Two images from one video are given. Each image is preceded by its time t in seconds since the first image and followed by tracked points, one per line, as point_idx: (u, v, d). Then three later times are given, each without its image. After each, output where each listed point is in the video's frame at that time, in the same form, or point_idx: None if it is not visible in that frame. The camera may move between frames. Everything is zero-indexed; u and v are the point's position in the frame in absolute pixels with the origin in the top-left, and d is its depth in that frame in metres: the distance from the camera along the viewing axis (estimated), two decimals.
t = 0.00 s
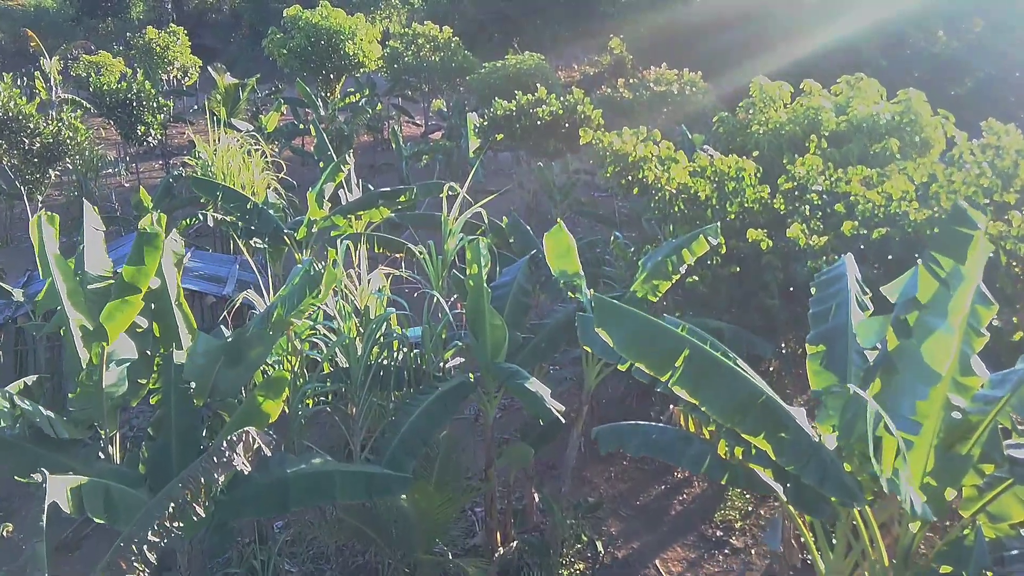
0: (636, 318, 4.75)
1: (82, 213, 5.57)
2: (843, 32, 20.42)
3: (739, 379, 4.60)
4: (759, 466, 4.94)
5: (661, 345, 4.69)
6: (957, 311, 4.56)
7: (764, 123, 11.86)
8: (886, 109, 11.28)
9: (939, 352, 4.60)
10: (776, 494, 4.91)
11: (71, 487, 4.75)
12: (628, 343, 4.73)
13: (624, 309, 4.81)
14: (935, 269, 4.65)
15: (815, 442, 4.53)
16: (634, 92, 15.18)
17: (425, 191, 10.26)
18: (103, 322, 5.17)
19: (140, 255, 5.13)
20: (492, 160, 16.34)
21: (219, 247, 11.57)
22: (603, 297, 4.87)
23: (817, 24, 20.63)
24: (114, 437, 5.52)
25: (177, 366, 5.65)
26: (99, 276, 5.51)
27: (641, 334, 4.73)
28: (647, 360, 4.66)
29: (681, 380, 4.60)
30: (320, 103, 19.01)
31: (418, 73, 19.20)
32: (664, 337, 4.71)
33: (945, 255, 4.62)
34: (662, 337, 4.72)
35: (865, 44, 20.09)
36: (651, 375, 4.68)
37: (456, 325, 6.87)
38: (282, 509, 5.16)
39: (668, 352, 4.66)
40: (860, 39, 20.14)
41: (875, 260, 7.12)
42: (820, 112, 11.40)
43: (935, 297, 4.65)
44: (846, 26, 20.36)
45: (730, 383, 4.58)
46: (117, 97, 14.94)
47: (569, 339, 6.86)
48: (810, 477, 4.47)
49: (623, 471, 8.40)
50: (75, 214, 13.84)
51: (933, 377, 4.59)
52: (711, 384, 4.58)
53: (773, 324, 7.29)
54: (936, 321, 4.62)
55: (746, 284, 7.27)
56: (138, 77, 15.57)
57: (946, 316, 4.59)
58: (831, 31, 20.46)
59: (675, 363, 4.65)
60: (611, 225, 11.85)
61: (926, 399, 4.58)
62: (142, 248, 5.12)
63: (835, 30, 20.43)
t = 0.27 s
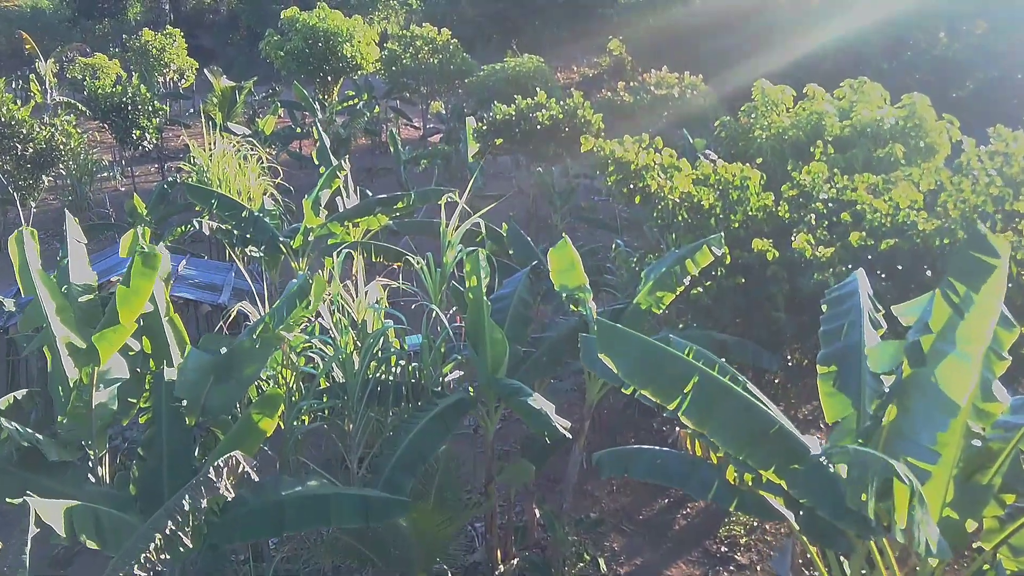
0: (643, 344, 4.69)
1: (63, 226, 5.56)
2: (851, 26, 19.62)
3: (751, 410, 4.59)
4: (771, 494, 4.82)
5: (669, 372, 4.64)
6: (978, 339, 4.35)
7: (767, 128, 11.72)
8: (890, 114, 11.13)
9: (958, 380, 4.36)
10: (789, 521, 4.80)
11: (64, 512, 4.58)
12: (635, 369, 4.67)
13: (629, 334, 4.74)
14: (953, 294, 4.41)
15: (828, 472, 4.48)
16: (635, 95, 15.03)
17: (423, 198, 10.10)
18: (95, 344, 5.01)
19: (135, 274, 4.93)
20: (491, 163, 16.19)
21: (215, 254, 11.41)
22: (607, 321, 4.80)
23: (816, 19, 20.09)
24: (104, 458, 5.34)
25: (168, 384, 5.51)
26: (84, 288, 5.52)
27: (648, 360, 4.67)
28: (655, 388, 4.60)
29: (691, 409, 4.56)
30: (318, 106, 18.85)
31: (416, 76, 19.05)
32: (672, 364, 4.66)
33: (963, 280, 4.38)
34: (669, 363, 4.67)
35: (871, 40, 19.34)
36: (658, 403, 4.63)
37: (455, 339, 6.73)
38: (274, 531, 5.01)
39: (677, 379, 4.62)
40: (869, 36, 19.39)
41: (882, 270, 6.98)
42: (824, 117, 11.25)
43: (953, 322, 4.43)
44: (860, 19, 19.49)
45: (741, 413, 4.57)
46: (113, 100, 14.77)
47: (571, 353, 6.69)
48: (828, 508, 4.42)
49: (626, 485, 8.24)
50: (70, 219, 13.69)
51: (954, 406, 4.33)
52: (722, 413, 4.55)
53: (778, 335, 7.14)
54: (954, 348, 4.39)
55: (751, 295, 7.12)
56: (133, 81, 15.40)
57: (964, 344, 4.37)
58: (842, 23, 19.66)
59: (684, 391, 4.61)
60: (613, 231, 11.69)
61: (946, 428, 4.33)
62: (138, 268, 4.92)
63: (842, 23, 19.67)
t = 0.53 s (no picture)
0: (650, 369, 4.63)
1: (46, 236, 5.44)
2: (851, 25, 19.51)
3: (763, 438, 4.51)
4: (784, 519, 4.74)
5: (678, 398, 4.58)
6: (1003, 372, 4.07)
7: (770, 132, 11.60)
8: (895, 118, 10.98)
9: (981, 412, 4.10)
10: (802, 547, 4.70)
11: (66, 535, 4.36)
12: (643, 395, 4.61)
13: (635, 359, 4.68)
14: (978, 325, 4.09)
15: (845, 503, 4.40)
16: (637, 98, 14.88)
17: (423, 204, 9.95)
18: (81, 355, 4.93)
19: (122, 290, 4.99)
20: (491, 166, 16.05)
21: (212, 260, 11.26)
22: (611, 345, 4.74)
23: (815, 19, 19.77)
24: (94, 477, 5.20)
25: (159, 399, 5.34)
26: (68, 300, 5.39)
27: (656, 386, 4.61)
28: (664, 415, 4.55)
29: (701, 436, 4.50)
30: (317, 108, 18.71)
31: (415, 78, 18.89)
32: (681, 390, 4.60)
33: (989, 311, 4.06)
34: (678, 389, 4.61)
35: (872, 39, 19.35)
36: (668, 430, 4.57)
37: (454, 350, 6.57)
38: (270, 553, 4.87)
39: (686, 406, 4.56)
40: (866, 35, 19.41)
41: (891, 280, 6.83)
42: (829, 121, 11.11)
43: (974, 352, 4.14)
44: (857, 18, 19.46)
45: (753, 440, 4.50)
46: (109, 103, 14.63)
47: (573, 365, 6.54)
48: (841, 539, 4.32)
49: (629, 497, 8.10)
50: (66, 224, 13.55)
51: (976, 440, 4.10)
52: (733, 441, 4.49)
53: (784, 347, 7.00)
54: (976, 380, 4.11)
55: (757, 305, 6.98)
56: (130, 84, 15.26)
57: (987, 376, 4.09)
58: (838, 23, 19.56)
59: (694, 417, 4.55)
60: (615, 236, 11.54)
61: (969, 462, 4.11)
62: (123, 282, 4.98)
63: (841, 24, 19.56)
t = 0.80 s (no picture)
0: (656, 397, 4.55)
1: (28, 246, 5.27)
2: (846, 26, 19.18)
3: (776, 465, 4.37)
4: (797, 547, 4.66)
5: (686, 427, 4.48)
6: None
7: (774, 135, 11.43)
8: (901, 121, 10.82)
9: (1011, 446, 3.79)
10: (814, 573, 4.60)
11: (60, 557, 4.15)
12: (649, 423, 4.52)
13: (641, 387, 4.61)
14: (1012, 355, 3.75)
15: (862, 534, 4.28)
16: (638, 100, 14.71)
17: (422, 210, 9.80)
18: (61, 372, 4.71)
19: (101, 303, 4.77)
20: (491, 169, 15.88)
21: (208, 265, 11.09)
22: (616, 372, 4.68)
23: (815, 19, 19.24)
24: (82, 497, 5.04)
25: (147, 416, 5.20)
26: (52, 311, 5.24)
27: (663, 414, 4.52)
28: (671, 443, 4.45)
29: (711, 465, 4.38)
30: (315, 110, 18.53)
31: (414, 80, 18.72)
32: (689, 418, 4.51)
33: None
34: (687, 417, 4.51)
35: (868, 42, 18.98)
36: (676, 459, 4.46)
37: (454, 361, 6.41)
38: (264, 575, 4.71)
39: (695, 434, 4.46)
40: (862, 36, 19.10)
41: (901, 290, 6.68)
42: (834, 125, 10.95)
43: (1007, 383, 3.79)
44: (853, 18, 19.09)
45: (766, 468, 4.36)
46: (104, 106, 14.46)
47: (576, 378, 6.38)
48: None
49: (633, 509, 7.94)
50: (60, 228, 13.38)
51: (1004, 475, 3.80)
52: (744, 470, 4.35)
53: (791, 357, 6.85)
54: (1008, 412, 3.78)
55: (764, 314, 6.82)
56: (125, 86, 15.09)
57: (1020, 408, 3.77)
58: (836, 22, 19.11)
59: (703, 446, 4.44)
60: (617, 241, 11.37)
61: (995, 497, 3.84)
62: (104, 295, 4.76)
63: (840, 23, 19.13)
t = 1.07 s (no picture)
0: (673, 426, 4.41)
1: (19, 262, 5.22)
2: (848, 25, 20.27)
3: (800, 498, 4.22)
4: None
5: (704, 457, 4.35)
6: None
7: (782, 139, 11.28)
8: (910, 125, 10.66)
9: None
10: None
11: None
12: (666, 454, 4.37)
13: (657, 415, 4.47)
14: None
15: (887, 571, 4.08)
16: (642, 103, 14.56)
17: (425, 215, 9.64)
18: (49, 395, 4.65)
19: (87, 325, 4.66)
20: (493, 172, 15.73)
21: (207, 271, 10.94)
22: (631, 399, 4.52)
23: (818, 18, 20.46)
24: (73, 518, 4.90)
25: (141, 437, 5.11)
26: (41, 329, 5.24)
27: (681, 445, 4.37)
28: (689, 475, 4.31)
29: (730, 498, 4.25)
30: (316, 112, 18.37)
31: (416, 81, 18.57)
32: (707, 447, 4.37)
33: None
34: (705, 447, 4.37)
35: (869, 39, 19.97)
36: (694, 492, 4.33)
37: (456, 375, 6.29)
38: None
39: (714, 466, 4.32)
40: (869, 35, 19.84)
41: (916, 300, 6.52)
42: (842, 128, 10.78)
43: None
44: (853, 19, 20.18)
45: (787, 501, 4.21)
46: (102, 109, 14.32)
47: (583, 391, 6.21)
48: None
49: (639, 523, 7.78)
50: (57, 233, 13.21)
51: None
52: (765, 503, 4.21)
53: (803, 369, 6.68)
54: None
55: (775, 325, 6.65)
56: (124, 89, 14.95)
57: None
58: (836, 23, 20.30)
59: (722, 477, 4.30)
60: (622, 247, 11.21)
61: None
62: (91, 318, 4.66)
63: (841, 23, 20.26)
